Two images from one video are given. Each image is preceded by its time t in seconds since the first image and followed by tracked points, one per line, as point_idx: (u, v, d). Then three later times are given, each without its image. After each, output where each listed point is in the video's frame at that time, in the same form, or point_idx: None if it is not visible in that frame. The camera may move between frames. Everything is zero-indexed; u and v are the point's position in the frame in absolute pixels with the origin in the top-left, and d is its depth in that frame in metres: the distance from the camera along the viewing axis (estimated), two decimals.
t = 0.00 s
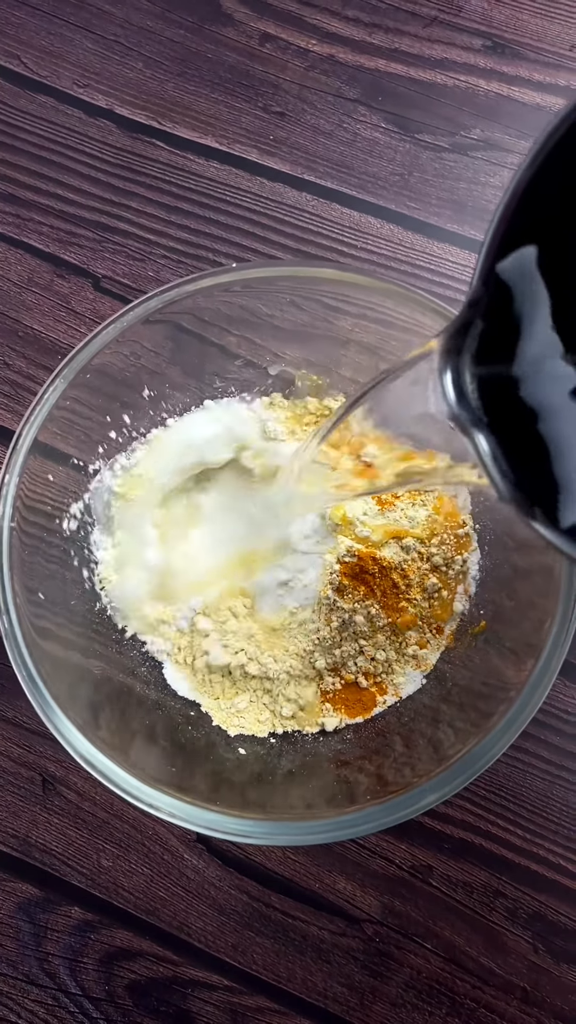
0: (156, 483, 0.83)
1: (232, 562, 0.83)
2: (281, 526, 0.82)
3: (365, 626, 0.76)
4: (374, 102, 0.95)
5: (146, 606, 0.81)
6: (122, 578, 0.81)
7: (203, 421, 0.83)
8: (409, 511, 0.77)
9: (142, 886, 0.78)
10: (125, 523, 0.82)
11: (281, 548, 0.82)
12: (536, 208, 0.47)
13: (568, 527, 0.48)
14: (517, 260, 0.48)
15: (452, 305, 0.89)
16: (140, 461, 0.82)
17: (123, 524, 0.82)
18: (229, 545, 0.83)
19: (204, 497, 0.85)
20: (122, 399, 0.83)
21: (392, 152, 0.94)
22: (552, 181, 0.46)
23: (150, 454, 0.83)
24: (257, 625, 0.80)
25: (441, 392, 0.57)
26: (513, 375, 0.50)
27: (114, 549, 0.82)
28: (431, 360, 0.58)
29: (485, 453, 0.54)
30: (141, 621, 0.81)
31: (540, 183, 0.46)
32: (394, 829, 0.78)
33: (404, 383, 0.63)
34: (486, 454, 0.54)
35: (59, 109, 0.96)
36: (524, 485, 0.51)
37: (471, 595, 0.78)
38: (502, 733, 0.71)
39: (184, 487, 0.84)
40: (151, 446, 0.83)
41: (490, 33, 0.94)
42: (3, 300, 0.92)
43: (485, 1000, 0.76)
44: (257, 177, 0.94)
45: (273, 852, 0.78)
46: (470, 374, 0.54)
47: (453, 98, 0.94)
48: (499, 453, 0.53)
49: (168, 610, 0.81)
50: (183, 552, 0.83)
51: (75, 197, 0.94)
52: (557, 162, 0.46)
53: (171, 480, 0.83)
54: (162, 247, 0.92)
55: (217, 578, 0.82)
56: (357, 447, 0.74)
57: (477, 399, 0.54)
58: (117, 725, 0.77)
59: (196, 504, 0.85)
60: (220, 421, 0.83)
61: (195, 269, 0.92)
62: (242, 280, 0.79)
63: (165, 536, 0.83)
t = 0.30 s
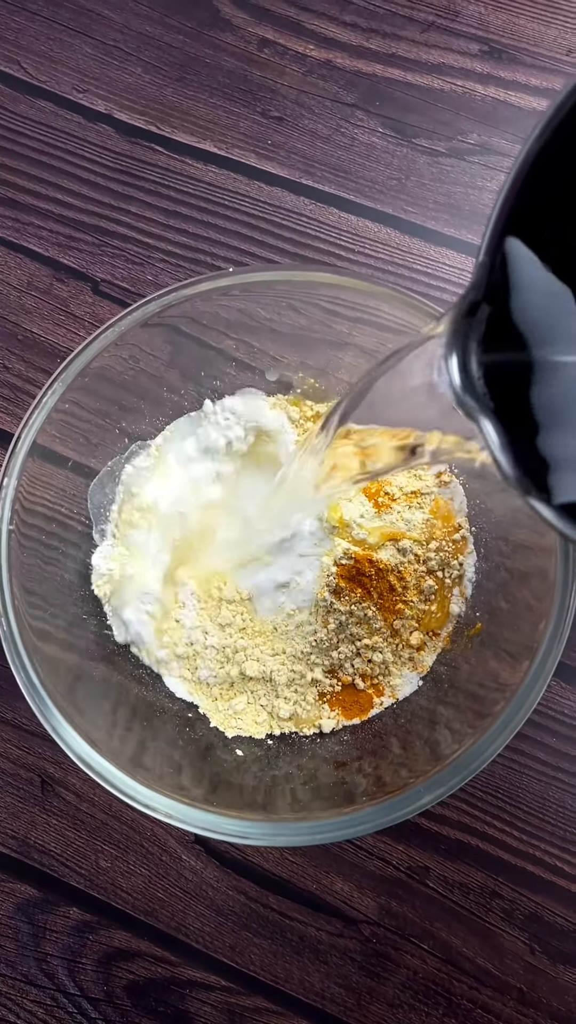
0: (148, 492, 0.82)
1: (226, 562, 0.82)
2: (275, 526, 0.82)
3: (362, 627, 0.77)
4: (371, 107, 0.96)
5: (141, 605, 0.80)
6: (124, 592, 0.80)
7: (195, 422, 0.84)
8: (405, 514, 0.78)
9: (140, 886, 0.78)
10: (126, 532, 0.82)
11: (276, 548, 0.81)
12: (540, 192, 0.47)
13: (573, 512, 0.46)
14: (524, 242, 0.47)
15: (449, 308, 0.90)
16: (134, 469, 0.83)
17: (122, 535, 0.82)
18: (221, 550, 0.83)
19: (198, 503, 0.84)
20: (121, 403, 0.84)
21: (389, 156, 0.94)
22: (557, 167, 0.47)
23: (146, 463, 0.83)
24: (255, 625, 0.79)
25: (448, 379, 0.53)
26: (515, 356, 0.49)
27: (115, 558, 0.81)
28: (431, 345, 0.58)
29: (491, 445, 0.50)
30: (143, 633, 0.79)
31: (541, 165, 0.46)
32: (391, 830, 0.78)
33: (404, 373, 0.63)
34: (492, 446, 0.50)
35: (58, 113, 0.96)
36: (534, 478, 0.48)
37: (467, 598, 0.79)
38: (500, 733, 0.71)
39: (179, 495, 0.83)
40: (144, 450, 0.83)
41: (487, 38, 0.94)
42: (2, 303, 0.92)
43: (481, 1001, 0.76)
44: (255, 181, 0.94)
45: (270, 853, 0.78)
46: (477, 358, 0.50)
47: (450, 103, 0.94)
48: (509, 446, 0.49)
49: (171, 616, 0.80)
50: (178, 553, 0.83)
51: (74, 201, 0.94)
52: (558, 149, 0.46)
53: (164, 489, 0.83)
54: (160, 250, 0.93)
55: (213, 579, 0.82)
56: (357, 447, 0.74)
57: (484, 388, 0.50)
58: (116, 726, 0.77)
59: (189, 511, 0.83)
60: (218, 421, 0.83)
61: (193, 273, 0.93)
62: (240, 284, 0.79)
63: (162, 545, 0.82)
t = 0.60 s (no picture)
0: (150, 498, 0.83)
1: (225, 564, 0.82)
2: (275, 526, 0.82)
3: (361, 628, 0.77)
4: (370, 111, 0.96)
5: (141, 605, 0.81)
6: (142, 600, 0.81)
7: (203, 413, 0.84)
8: (403, 515, 0.78)
9: (139, 885, 0.79)
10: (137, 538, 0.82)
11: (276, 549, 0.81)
12: (539, 182, 0.47)
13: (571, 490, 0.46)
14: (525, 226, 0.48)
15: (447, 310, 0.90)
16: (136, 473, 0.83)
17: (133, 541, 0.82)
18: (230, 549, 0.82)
19: (199, 504, 0.82)
20: (121, 405, 0.84)
21: (387, 159, 0.95)
22: (557, 156, 0.47)
23: (148, 469, 0.83)
24: (262, 627, 0.79)
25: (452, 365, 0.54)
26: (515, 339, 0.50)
27: (128, 564, 0.81)
28: (435, 330, 0.58)
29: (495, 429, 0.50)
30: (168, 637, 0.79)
31: (541, 147, 0.47)
32: (389, 829, 0.78)
33: (406, 363, 0.63)
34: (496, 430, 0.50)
35: (59, 117, 0.97)
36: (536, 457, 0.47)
37: (464, 599, 0.79)
38: (497, 733, 0.71)
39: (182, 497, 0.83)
40: (145, 450, 0.83)
41: (485, 41, 0.95)
42: (3, 306, 0.93)
43: (479, 1001, 0.76)
44: (254, 184, 0.95)
45: (269, 853, 0.79)
46: (481, 342, 0.51)
47: (448, 106, 0.95)
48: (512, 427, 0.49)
49: (191, 620, 0.80)
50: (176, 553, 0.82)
51: (74, 205, 0.95)
52: (555, 135, 0.46)
53: (160, 490, 0.83)
54: (159, 253, 0.93)
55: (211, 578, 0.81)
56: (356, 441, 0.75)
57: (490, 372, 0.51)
58: (115, 727, 0.78)
59: (193, 511, 0.82)
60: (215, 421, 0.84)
61: (193, 276, 0.93)
62: (239, 286, 0.80)
63: (172, 548, 0.82)
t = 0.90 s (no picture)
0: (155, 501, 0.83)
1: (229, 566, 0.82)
2: (277, 527, 0.82)
3: (360, 628, 0.77)
4: (369, 114, 0.97)
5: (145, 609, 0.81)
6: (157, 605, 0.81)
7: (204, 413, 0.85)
8: (402, 516, 0.79)
9: (139, 883, 0.79)
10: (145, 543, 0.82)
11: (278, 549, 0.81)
12: (539, 180, 0.48)
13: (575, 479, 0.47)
14: (526, 222, 0.49)
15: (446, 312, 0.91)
16: (141, 476, 0.83)
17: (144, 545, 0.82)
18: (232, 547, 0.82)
19: (199, 504, 0.83)
20: (123, 406, 0.85)
21: (387, 163, 0.95)
22: (559, 156, 0.47)
23: (153, 472, 0.83)
24: (269, 624, 0.79)
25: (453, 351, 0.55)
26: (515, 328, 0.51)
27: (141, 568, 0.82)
28: (436, 325, 0.59)
29: (497, 413, 0.51)
30: (190, 651, 0.79)
31: (543, 146, 0.47)
32: (388, 828, 0.79)
33: (409, 361, 0.64)
34: (499, 414, 0.51)
35: (60, 121, 0.97)
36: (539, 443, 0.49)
37: (463, 598, 0.80)
38: (495, 732, 0.72)
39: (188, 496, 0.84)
40: (145, 452, 0.83)
41: (484, 45, 0.96)
42: (5, 309, 0.93)
43: (477, 998, 0.77)
44: (255, 187, 0.95)
45: (269, 851, 0.79)
46: (484, 331, 0.52)
47: (447, 109, 0.96)
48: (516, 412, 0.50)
49: (203, 621, 0.80)
50: (179, 555, 0.82)
51: (75, 207, 0.95)
52: (557, 132, 0.47)
53: (161, 492, 0.83)
54: (160, 255, 0.94)
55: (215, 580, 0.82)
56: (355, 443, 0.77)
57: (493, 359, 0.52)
58: (115, 726, 0.78)
59: (202, 510, 0.83)
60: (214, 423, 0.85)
61: (193, 278, 0.94)
62: (239, 288, 0.80)
63: (179, 550, 0.82)
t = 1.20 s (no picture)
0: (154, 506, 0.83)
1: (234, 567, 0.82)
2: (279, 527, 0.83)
3: (360, 627, 0.77)
4: (370, 117, 0.97)
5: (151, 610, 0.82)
6: (166, 609, 0.82)
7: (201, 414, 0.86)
8: (402, 516, 0.79)
9: (140, 882, 0.80)
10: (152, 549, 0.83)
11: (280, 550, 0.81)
12: (545, 171, 0.48)
13: None
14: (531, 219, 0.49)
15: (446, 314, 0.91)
16: (142, 483, 0.83)
17: (150, 550, 0.83)
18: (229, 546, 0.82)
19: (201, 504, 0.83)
20: (125, 407, 0.85)
21: (387, 165, 0.96)
22: (564, 153, 0.48)
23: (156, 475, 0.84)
24: (270, 620, 0.80)
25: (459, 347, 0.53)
26: (523, 323, 0.51)
27: (149, 573, 0.82)
28: (438, 324, 0.59)
29: (510, 416, 0.50)
30: (210, 661, 0.79)
31: (550, 140, 0.47)
32: (388, 826, 0.79)
33: (411, 360, 0.64)
34: (509, 418, 0.50)
35: (63, 124, 0.98)
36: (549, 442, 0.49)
37: (462, 599, 0.81)
38: (493, 732, 0.72)
39: (182, 497, 0.83)
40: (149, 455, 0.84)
41: (483, 48, 0.96)
42: (8, 310, 0.94)
43: (477, 996, 0.77)
44: (256, 190, 0.96)
45: (270, 849, 0.80)
46: (489, 326, 0.52)
47: (446, 113, 0.96)
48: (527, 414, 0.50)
49: (210, 623, 0.80)
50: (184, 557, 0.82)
51: (77, 209, 0.96)
52: (566, 123, 0.47)
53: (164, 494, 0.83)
54: (162, 257, 0.95)
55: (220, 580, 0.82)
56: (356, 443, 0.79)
57: (498, 357, 0.52)
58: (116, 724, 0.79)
59: (196, 510, 0.83)
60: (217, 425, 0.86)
61: (194, 280, 0.94)
62: (240, 290, 0.81)
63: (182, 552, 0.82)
